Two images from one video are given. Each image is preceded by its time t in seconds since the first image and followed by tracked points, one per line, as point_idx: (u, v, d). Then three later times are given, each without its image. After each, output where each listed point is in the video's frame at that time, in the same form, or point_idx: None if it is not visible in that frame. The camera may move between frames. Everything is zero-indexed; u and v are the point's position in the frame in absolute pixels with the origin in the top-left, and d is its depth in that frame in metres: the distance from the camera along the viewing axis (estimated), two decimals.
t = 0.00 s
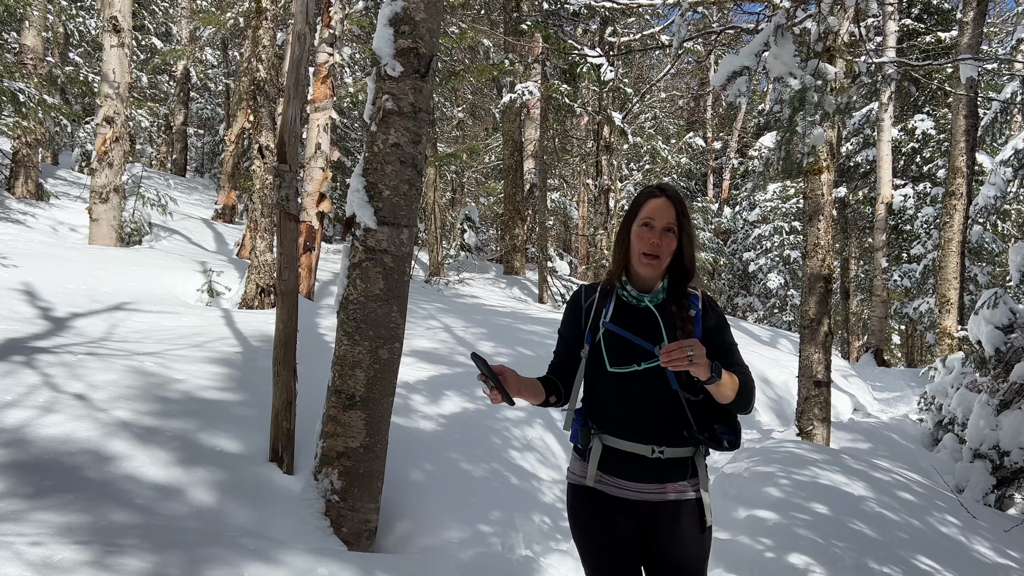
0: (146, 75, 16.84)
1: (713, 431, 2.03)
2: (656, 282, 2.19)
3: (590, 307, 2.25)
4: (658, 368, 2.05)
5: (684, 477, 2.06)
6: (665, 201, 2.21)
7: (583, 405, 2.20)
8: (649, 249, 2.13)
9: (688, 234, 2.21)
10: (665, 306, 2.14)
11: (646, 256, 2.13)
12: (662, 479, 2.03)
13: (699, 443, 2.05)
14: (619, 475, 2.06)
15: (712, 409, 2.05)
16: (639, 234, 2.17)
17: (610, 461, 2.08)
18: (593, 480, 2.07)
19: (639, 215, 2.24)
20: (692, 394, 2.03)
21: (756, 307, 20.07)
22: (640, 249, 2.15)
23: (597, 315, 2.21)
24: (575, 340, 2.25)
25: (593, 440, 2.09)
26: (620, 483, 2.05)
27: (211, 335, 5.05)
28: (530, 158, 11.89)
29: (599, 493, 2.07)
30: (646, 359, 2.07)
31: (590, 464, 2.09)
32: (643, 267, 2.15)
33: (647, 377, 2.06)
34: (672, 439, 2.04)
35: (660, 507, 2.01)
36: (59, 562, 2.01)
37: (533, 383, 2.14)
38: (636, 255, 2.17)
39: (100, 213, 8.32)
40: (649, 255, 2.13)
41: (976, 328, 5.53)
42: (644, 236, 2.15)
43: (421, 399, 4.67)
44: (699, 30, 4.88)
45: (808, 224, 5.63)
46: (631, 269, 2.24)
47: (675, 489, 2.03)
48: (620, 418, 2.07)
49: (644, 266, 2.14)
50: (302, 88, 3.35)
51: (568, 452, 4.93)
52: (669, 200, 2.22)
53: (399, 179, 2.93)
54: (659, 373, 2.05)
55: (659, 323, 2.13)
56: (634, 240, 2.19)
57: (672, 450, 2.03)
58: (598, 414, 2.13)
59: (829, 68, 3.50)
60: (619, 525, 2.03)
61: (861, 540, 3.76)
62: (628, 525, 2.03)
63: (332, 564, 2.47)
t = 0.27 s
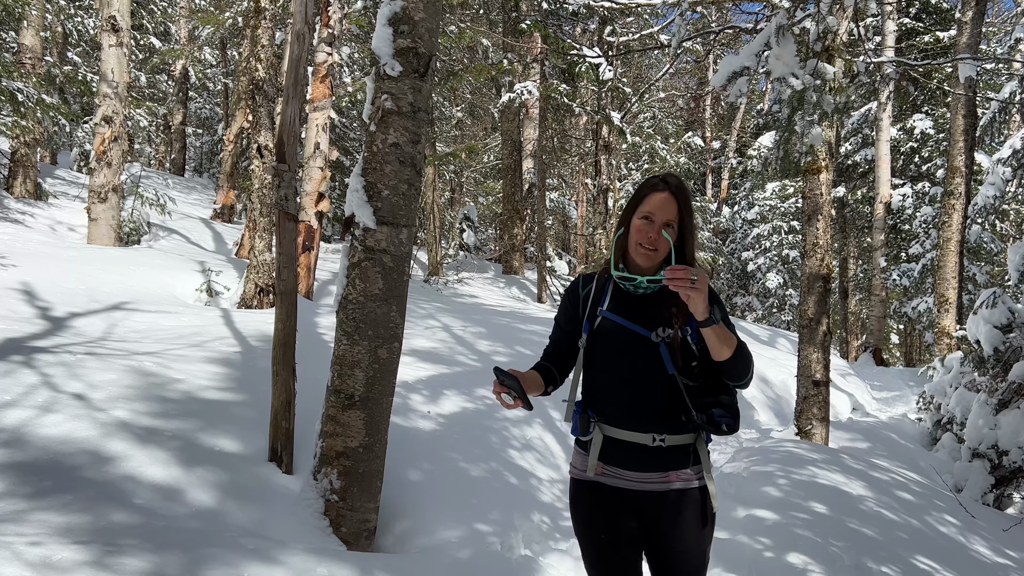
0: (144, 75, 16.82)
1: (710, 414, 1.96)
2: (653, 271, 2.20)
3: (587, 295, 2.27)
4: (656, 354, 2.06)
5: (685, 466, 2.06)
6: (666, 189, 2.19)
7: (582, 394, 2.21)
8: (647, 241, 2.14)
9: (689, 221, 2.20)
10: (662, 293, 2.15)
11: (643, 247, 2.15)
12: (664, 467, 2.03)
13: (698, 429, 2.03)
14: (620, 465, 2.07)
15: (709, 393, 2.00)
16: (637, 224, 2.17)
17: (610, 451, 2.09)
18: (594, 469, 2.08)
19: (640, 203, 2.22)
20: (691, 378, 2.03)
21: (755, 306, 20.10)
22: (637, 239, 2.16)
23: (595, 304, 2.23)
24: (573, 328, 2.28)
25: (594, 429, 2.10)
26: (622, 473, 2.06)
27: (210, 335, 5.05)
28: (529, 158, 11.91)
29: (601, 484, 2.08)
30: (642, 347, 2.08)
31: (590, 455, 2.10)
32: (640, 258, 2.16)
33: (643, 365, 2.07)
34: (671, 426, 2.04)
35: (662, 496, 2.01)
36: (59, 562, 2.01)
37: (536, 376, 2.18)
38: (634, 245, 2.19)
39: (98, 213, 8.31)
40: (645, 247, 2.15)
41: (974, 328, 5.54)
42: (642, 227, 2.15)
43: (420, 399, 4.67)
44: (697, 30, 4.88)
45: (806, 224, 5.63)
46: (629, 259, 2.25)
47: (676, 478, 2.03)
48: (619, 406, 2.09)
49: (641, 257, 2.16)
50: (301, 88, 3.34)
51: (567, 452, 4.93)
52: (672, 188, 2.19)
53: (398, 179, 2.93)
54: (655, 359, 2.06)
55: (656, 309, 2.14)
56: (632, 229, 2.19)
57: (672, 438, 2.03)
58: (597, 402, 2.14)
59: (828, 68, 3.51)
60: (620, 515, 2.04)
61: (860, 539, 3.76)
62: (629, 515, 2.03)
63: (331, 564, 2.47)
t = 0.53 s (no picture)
0: (144, 73, 16.80)
1: (709, 411, 1.96)
2: (653, 270, 2.19)
3: (588, 293, 2.27)
4: (655, 351, 2.07)
5: (685, 463, 2.05)
6: (663, 187, 2.15)
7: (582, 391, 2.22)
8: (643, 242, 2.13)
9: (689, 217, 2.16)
10: (661, 292, 2.15)
11: (639, 248, 2.14)
12: (665, 465, 2.03)
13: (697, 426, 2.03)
14: (619, 463, 2.06)
15: (709, 392, 1.99)
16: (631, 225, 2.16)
17: (610, 449, 2.09)
18: (593, 467, 2.09)
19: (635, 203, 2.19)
20: (690, 376, 2.03)
21: (754, 306, 20.11)
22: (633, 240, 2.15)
23: (596, 302, 2.23)
24: (575, 325, 2.29)
25: (593, 427, 2.10)
26: (621, 471, 2.06)
27: (209, 334, 5.05)
28: (528, 157, 11.91)
29: (600, 482, 2.09)
30: (642, 344, 2.09)
31: (589, 453, 2.10)
32: (637, 259, 2.16)
33: (643, 362, 2.07)
34: (670, 423, 2.04)
35: (661, 495, 2.01)
36: (57, 560, 2.01)
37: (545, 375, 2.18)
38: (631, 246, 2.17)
39: (97, 212, 8.30)
40: (642, 249, 2.13)
41: (973, 327, 5.54)
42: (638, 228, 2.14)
43: (419, 398, 4.67)
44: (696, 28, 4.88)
45: (805, 223, 5.63)
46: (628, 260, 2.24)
47: (677, 476, 2.03)
48: (619, 404, 2.09)
49: (639, 257, 2.15)
50: (299, 87, 3.34)
51: (566, 451, 4.93)
52: (668, 185, 2.16)
53: (396, 178, 2.93)
54: (654, 357, 2.07)
55: (656, 306, 2.14)
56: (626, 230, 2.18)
57: (672, 435, 2.03)
58: (597, 400, 2.14)
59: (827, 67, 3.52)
60: (619, 514, 2.04)
61: (858, 538, 3.76)
62: (629, 513, 2.04)
63: (330, 562, 2.47)
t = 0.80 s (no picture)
0: (144, 72, 16.80)
1: (712, 411, 1.95)
2: (655, 269, 2.19)
3: (591, 292, 2.26)
4: (659, 351, 2.07)
5: (686, 464, 2.05)
6: (661, 186, 2.14)
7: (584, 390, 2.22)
8: (643, 241, 2.12)
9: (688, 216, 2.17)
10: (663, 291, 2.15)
11: (640, 247, 2.13)
12: (665, 466, 2.02)
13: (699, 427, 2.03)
14: (620, 462, 2.06)
15: (711, 393, 1.98)
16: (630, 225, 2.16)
17: (610, 448, 2.08)
18: (594, 466, 2.08)
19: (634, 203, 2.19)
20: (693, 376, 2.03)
21: (754, 305, 20.12)
22: (633, 240, 2.15)
23: (597, 301, 2.23)
24: (577, 324, 2.28)
25: (594, 426, 2.10)
26: (622, 470, 2.06)
27: (209, 333, 5.05)
28: (528, 156, 11.92)
29: (601, 481, 2.09)
30: (644, 344, 2.09)
31: (590, 452, 2.10)
32: (638, 259, 2.16)
33: (645, 362, 2.07)
34: (672, 423, 2.04)
35: (662, 495, 2.00)
36: (56, 559, 2.01)
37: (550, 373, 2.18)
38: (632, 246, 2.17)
39: (97, 210, 8.30)
40: (644, 248, 2.13)
41: (974, 326, 5.54)
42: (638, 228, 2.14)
43: (419, 396, 4.67)
44: (696, 27, 4.88)
45: (805, 222, 5.63)
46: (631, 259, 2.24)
47: (678, 475, 2.02)
48: (622, 404, 2.08)
49: (640, 256, 2.15)
50: (300, 86, 3.34)
51: (566, 450, 4.93)
52: (666, 184, 2.15)
53: (396, 176, 2.93)
54: (656, 357, 2.07)
55: (659, 305, 2.15)
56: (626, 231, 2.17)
57: (673, 436, 2.02)
58: (598, 399, 2.14)
59: (827, 66, 3.52)
60: (620, 513, 2.05)
61: (858, 537, 3.76)
62: (630, 512, 2.04)
63: (330, 560, 2.47)
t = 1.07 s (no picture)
0: (145, 71, 16.80)
1: (714, 412, 1.96)
2: (656, 269, 2.19)
3: (593, 292, 2.25)
4: (661, 352, 2.07)
5: (687, 464, 2.05)
6: (660, 186, 2.16)
7: (586, 389, 2.22)
8: (645, 240, 2.12)
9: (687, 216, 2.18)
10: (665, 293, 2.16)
11: (642, 246, 2.13)
12: (666, 466, 2.02)
13: (701, 428, 2.03)
14: (620, 462, 2.06)
15: (713, 394, 1.98)
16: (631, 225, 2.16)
17: (611, 447, 2.08)
18: (594, 467, 2.08)
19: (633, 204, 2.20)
20: (695, 377, 2.04)
21: (755, 304, 20.12)
22: (636, 240, 2.14)
23: (600, 301, 2.22)
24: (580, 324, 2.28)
25: (595, 425, 2.10)
26: (622, 470, 2.06)
27: (210, 331, 5.05)
28: (529, 155, 11.92)
29: (602, 481, 2.09)
30: (646, 344, 2.09)
31: (590, 452, 2.10)
32: (640, 258, 2.15)
33: (647, 362, 2.07)
34: (672, 424, 2.03)
35: (662, 495, 2.00)
36: (58, 557, 2.01)
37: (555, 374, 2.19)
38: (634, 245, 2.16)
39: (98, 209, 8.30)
40: (647, 246, 2.12)
41: (975, 326, 5.53)
42: (639, 228, 2.13)
43: (420, 395, 4.67)
44: (698, 25, 4.88)
45: (807, 221, 5.63)
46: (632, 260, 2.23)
47: (678, 476, 2.02)
48: (623, 404, 2.08)
49: (642, 256, 2.14)
50: (301, 84, 3.34)
51: (567, 449, 4.93)
52: (665, 185, 2.17)
53: (398, 175, 2.93)
54: (659, 358, 2.07)
55: (662, 306, 2.14)
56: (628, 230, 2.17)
57: (674, 436, 2.02)
58: (599, 399, 2.13)
59: (829, 65, 3.52)
60: (621, 513, 2.05)
61: (859, 536, 3.76)
62: (630, 512, 2.04)
63: (331, 559, 2.47)
